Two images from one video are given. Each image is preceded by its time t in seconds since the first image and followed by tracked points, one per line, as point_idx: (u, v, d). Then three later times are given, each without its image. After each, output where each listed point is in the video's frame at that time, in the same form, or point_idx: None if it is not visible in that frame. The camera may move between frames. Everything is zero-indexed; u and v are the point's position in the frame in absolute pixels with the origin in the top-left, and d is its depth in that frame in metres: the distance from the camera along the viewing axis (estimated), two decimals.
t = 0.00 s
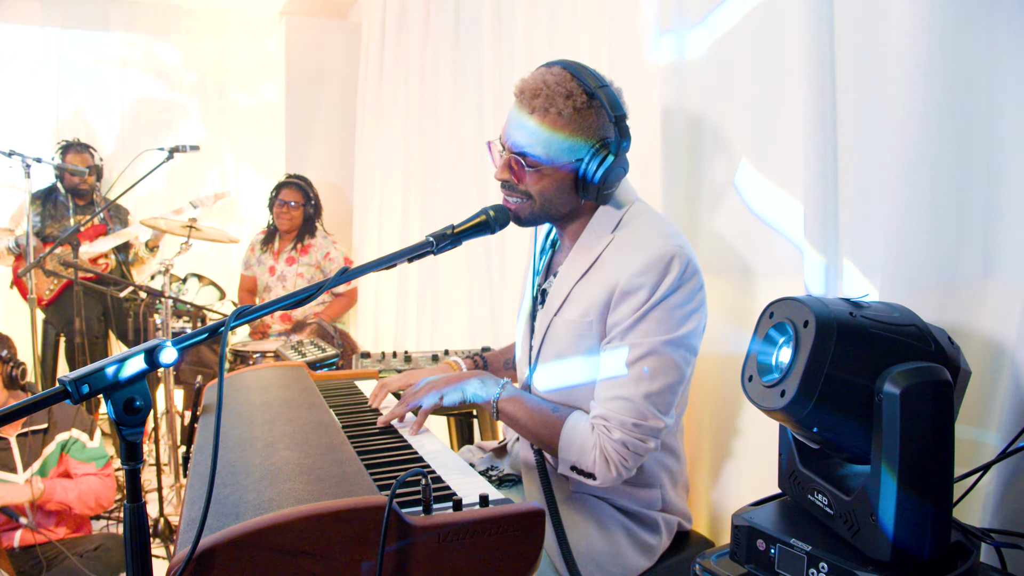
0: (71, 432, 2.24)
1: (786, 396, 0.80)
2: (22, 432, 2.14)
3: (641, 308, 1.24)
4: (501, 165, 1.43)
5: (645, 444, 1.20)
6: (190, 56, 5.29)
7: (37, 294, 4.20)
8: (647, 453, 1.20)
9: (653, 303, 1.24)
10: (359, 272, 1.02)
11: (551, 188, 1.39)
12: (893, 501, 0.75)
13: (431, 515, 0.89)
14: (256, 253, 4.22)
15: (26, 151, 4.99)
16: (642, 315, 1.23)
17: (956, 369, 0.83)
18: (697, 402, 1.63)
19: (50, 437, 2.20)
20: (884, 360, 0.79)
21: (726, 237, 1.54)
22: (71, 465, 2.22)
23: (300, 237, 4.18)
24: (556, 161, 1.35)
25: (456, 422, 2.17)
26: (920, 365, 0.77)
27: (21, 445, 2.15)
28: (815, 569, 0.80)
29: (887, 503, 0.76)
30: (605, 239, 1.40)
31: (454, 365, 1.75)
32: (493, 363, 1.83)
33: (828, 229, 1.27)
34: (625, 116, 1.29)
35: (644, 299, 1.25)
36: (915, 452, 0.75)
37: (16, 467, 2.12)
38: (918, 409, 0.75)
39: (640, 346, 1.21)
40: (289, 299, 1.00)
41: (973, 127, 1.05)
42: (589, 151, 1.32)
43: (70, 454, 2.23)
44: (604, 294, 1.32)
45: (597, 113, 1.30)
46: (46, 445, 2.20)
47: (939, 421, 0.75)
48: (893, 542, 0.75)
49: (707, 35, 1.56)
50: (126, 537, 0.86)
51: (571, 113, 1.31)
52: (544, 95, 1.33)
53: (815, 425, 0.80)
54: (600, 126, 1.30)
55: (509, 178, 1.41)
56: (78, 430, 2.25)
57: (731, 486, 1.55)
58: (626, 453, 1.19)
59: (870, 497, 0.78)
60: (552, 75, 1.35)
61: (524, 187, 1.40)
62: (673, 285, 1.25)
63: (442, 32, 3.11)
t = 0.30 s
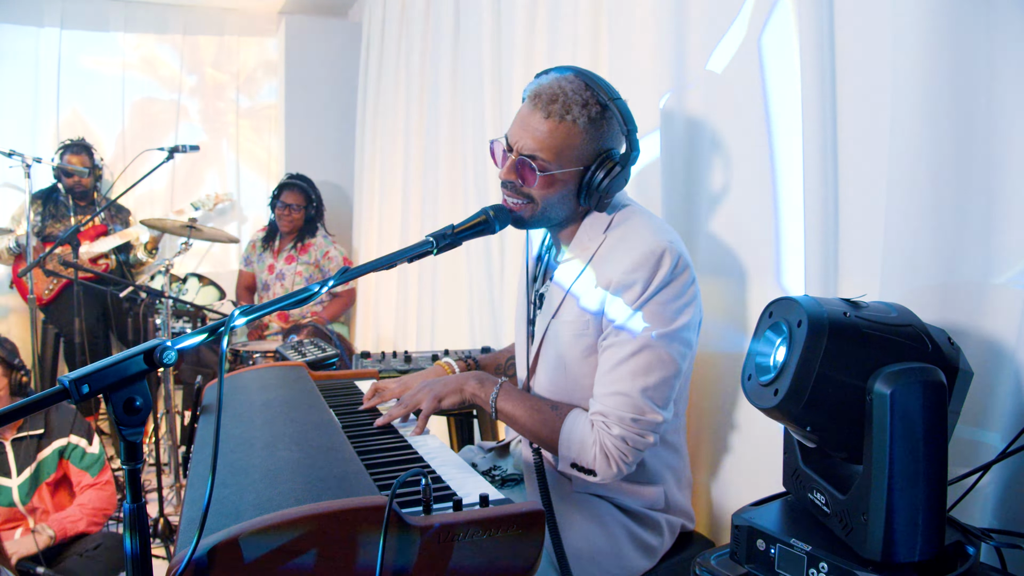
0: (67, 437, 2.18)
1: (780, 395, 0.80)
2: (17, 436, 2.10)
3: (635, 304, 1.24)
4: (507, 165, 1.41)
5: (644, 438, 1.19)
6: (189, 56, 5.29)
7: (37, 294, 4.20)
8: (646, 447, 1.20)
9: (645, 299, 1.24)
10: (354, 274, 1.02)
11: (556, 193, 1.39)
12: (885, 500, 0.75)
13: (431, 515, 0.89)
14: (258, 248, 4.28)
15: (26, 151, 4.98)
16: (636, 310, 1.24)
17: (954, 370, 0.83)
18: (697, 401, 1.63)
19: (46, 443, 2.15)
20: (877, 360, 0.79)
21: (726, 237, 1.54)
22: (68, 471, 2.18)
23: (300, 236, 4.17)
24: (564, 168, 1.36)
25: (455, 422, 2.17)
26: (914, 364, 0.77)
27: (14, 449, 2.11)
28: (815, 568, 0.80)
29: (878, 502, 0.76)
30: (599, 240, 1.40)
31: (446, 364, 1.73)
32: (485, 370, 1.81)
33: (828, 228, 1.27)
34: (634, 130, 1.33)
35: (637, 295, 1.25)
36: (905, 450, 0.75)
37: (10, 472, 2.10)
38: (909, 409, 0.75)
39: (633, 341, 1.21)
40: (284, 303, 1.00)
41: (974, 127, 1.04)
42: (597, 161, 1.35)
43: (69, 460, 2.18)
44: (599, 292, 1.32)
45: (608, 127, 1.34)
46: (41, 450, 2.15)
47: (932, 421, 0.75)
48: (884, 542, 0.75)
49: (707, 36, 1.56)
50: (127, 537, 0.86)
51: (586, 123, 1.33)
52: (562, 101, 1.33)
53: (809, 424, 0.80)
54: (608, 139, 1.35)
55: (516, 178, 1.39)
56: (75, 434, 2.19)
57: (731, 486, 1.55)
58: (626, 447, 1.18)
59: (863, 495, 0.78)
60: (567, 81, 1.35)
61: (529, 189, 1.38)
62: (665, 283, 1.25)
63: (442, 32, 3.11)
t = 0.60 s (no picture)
0: (68, 440, 2.18)
1: (773, 395, 0.81)
2: (17, 436, 2.09)
3: (631, 302, 1.24)
4: (507, 164, 1.41)
5: (646, 435, 1.19)
6: (189, 56, 5.28)
7: (37, 294, 4.20)
8: (647, 443, 1.19)
9: (641, 297, 1.24)
10: (358, 273, 1.03)
11: (555, 194, 1.39)
12: (874, 500, 0.75)
13: (431, 515, 0.89)
14: (258, 247, 4.27)
15: (26, 151, 4.98)
16: (633, 308, 1.24)
17: (951, 371, 0.82)
18: (697, 401, 1.63)
19: (45, 445, 2.14)
20: (870, 360, 0.79)
21: (725, 236, 1.54)
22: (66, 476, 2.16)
23: (301, 236, 4.17)
24: (564, 168, 1.36)
25: (455, 422, 2.17)
26: (906, 364, 0.77)
27: (14, 450, 2.09)
28: (815, 569, 0.80)
29: (868, 501, 0.76)
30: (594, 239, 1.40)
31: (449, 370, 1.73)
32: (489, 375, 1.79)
33: (827, 227, 1.27)
34: (637, 133, 1.38)
35: (633, 293, 1.25)
36: (894, 449, 0.75)
37: (9, 472, 2.09)
38: (899, 409, 0.75)
39: (632, 338, 1.22)
40: (281, 303, 1.00)
41: (975, 128, 1.04)
42: (597, 161, 1.36)
43: (69, 464, 2.16)
44: (595, 291, 1.32)
45: (609, 128, 1.36)
46: (41, 451, 2.14)
47: (922, 421, 0.75)
48: (873, 540, 0.75)
49: (708, 35, 1.56)
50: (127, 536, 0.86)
51: (588, 123, 1.34)
52: (565, 102, 1.34)
53: (803, 423, 0.80)
54: (609, 140, 1.37)
55: (517, 178, 1.38)
56: (75, 438, 2.20)
57: (731, 486, 1.55)
58: (628, 444, 1.18)
59: (855, 495, 0.78)
60: (570, 82, 1.36)
61: (529, 188, 1.38)
62: (660, 282, 1.25)
63: (442, 31, 3.10)
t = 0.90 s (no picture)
0: (72, 440, 2.19)
1: (768, 395, 0.83)
2: (22, 435, 2.11)
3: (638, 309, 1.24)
4: (504, 166, 1.40)
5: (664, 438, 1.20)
6: (189, 56, 5.28)
7: (37, 294, 4.20)
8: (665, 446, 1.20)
9: (648, 302, 1.24)
10: (361, 273, 1.02)
11: (554, 193, 1.39)
12: (866, 501, 0.75)
13: (431, 515, 0.89)
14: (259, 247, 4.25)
15: (26, 151, 4.98)
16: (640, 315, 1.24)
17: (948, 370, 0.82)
18: (698, 401, 1.64)
19: (49, 445, 2.15)
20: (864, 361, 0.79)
21: (725, 236, 1.54)
22: (69, 475, 2.16)
23: (302, 235, 4.17)
24: (563, 165, 1.37)
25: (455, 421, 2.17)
26: (899, 365, 0.76)
27: (19, 449, 2.10)
28: (815, 568, 0.80)
29: (860, 502, 0.76)
30: (594, 242, 1.39)
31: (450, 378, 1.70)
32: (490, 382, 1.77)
33: (827, 227, 1.27)
34: (630, 126, 1.36)
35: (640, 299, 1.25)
36: (888, 449, 0.74)
37: (11, 471, 2.08)
38: (891, 411, 0.74)
39: (642, 345, 1.22)
40: (287, 300, 1.00)
41: (974, 128, 1.04)
42: (594, 158, 1.37)
43: (71, 464, 2.17)
44: (598, 295, 1.32)
45: (602, 123, 1.38)
46: (46, 450, 2.15)
47: (916, 423, 0.74)
48: (865, 541, 0.75)
49: (707, 35, 1.56)
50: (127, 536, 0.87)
51: (583, 120, 1.35)
52: (559, 100, 1.35)
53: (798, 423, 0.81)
54: (603, 134, 1.38)
55: (515, 180, 1.38)
56: (78, 439, 2.20)
57: (731, 486, 1.55)
58: (647, 449, 1.19)
59: (850, 495, 0.78)
60: (562, 82, 1.37)
61: (528, 189, 1.38)
62: (664, 288, 1.25)
63: (442, 30, 3.10)
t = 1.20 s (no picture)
0: (71, 439, 2.17)
1: (763, 394, 0.84)
2: (20, 435, 2.09)
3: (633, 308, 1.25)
4: (504, 165, 1.41)
5: (659, 437, 1.20)
6: (189, 57, 5.28)
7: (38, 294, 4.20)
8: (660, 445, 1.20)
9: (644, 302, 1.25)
10: (360, 273, 1.02)
11: (552, 192, 1.39)
12: (858, 499, 0.75)
13: (431, 515, 0.89)
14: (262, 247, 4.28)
15: (26, 151, 4.98)
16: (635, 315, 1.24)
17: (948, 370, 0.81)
18: (698, 401, 1.63)
19: (48, 444, 2.14)
20: (859, 361, 0.79)
21: (725, 236, 1.54)
22: (68, 475, 2.16)
23: (304, 235, 4.16)
24: (562, 164, 1.37)
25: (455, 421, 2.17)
26: (894, 365, 0.76)
27: (18, 448, 2.08)
28: (815, 568, 0.80)
29: (853, 501, 0.76)
30: (592, 243, 1.39)
31: (432, 366, 1.71)
32: (471, 372, 1.76)
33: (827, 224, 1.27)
34: (628, 126, 1.37)
35: (635, 299, 1.25)
36: (881, 449, 0.74)
37: (11, 471, 2.08)
38: (885, 410, 0.74)
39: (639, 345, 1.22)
40: (286, 300, 1.01)
41: (974, 128, 1.04)
42: (592, 157, 1.38)
43: (71, 464, 2.16)
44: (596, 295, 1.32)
45: (599, 123, 1.39)
46: (44, 450, 2.14)
47: (911, 423, 0.74)
48: (858, 540, 0.75)
49: (707, 35, 1.56)
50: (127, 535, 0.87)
51: (580, 119, 1.36)
52: (557, 99, 1.36)
53: (794, 422, 0.83)
54: (600, 134, 1.39)
55: (513, 178, 1.39)
56: (78, 438, 2.19)
57: (732, 486, 1.55)
58: (642, 448, 1.19)
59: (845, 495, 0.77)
60: (560, 81, 1.38)
61: (527, 188, 1.38)
62: (658, 288, 1.26)
63: (443, 30, 3.10)
